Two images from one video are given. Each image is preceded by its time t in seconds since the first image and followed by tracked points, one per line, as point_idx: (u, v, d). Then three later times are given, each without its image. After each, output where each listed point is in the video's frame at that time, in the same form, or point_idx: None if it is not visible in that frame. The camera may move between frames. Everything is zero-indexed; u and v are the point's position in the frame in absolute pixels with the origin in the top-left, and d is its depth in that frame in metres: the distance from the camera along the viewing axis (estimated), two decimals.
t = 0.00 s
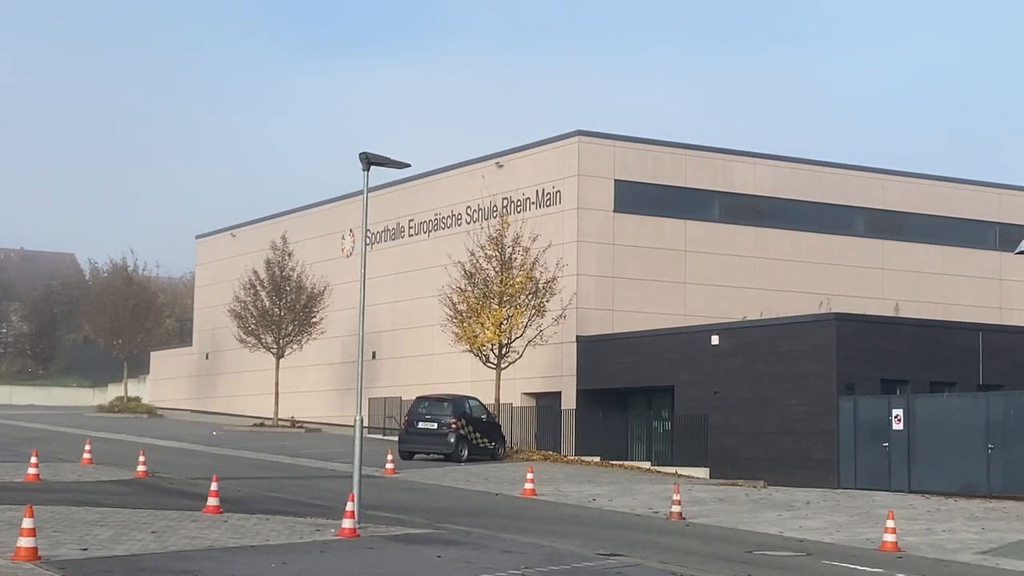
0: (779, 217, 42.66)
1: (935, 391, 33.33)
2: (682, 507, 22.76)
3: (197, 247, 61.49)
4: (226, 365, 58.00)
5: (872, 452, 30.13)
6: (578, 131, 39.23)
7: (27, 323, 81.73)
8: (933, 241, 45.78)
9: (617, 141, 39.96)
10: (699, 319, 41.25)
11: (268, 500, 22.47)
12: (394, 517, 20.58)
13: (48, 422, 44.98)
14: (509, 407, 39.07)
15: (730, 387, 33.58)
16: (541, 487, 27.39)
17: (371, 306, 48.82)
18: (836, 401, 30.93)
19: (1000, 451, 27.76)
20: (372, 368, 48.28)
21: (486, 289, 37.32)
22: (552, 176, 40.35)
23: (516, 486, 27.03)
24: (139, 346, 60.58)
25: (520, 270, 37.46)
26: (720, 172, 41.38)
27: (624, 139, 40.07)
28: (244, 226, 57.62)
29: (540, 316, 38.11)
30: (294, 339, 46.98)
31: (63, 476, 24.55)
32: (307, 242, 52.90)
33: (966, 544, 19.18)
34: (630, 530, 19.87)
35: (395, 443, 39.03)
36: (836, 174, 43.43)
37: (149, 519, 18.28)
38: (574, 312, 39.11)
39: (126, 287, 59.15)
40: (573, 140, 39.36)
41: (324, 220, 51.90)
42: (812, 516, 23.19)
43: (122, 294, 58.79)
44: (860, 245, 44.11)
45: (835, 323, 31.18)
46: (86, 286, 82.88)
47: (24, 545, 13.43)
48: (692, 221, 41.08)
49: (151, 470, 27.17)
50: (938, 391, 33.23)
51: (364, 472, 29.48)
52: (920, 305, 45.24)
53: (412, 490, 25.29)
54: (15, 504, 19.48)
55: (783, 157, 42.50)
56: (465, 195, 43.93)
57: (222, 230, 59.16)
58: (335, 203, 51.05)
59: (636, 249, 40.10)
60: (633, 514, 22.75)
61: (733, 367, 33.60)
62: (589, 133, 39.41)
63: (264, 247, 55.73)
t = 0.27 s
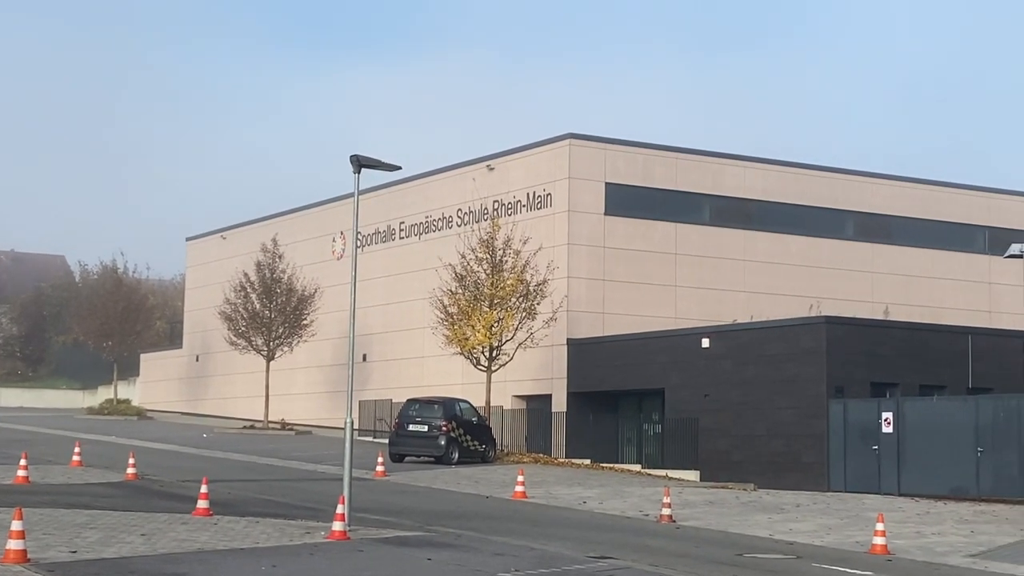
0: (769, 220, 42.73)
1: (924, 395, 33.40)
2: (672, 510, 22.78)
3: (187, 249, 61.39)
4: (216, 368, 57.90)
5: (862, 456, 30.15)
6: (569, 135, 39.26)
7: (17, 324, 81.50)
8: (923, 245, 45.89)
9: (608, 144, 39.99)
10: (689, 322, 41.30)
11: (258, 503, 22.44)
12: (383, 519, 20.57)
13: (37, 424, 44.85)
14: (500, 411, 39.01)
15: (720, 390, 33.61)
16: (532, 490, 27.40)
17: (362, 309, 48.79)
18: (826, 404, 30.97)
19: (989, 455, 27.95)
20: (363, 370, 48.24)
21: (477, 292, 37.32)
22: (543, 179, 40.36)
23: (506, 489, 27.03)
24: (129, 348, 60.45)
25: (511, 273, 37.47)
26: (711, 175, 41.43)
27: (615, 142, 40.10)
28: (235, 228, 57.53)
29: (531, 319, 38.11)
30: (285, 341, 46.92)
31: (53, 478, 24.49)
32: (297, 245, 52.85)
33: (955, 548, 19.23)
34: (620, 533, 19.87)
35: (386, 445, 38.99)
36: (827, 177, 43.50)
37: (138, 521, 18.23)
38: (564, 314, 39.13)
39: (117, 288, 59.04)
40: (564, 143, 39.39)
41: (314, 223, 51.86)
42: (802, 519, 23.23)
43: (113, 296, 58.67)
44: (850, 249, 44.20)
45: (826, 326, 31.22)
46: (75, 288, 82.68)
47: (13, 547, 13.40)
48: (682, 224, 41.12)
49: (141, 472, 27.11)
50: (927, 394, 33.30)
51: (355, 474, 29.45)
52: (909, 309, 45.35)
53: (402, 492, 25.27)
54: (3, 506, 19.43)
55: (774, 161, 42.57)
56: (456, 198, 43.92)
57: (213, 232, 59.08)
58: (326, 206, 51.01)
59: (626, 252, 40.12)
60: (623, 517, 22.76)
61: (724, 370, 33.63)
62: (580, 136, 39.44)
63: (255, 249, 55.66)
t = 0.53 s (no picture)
0: (761, 223, 42.77)
1: (916, 398, 33.44)
2: (664, 513, 22.77)
3: (179, 251, 61.30)
4: (207, 370, 57.80)
5: (854, 459, 30.21)
6: (561, 137, 39.28)
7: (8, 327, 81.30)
8: (915, 248, 45.97)
9: (601, 146, 40.01)
10: (682, 325, 41.32)
11: (249, 505, 22.39)
12: (375, 522, 20.54)
13: (28, 426, 44.74)
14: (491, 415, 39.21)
15: (712, 393, 33.62)
16: (524, 492, 27.38)
17: (354, 311, 48.74)
18: (818, 407, 30.99)
19: (981, 458, 27.96)
20: (355, 372, 48.20)
21: (469, 294, 37.30)
22: (535, 182, 40.37)
23: (498, 491, 27.00)
24: (120, 350, 60.31)
25: (503, 275, 37.46)
26: (703, 178, 41.45)
27: (607, 144, 40.12)
28: (226, 230, 57.46)
29: (523, 322, 38.09)
30: (276, 343, 46.86)
31: (43, 480, 24.42)
32: (289, 247, 52.80)
33: (947, 551, 19.25)
34: (612, 535, 19.86)
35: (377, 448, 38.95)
36: (819, 180, 43.55)
37: (129, 524, 18.18)
38: (556, 317, 39.13)
39: (108, 290, 58.92)
40: (556, 145, 39.41)
41: (306, 225, 51.81)
42: (794, 521, 23.24)
43: (104, 298, 58.56)
44: (842, 252, 44.26)
45: (817, 329, 31.26)
46: (67, 290, 82.50)
47: (3, 550, 13.34)
48: (674, 227, 41.15)
49: (132, 474, 27.05)
50: (919, 398, 33.35)
51: (347, 477, 29.40)
52: (901, 312, 45.42)
53: (393, 495, 25.24)
54: None
55: (766, 164, 42.62)
56: (448, 201, 43.91)
57: (204, 234, 58.99)
58: (318, 208, 50.97)
59: (618, 255, 40.13)
60: (615, 519, 22.75)
61: (716, 373, 33.65)
62: (572, 138, 39.46)
63: (246, 251, 55.59)
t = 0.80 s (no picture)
0: (754, 226, 42.81)
1: (908, 401, 33.49)
2: (656, 516, 22.79)
3: (171, 253, 61.21)
4: (199, 372, 57.72)
5: (846, 462, 30.24)
6: (554, 140, 39.30)
7: None
8: (907, 251, 46.05)
9: (593, 149, 40.03)
10: (674, 328, 41.34)
11: (241, 508, 22.35)
12: (367, 525, 20.52)
13: (19, 428, 44.65)
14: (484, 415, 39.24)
15: (705, 396, 33.64)
16: (516, 495, 27.37)
17: (346, 313, 48.71)
18: (810, 410, 31.01)
19: (972, 461, 28.02)
20: (347, 375, 48.16)
21: (461, 297, 37.30)
22: (528, 184, 40.38)
23: (490, 494, 27.00)
24: (112, 352, 60.21)
25: (496, 278, 37.45)
26: (696, 181, 41.49)
27: (600, 147, 40.14)
28: (219, 232, 57.37)
29: (516, 324, 38.08)
30: (268, 346, 46.79)
31: (35, 482, 24.37)
32: (281, 249, 52.76)
33: (938, 554, 19.28)
34: (604, 538, 19.86)
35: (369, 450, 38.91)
36: (811, 184, 43.62)
37: (121, 526, 18.14)
38: (549, 319, 39.14)
39: (100, 292, 58.81)
40: (549, 148, 39.43)
41: (299, 227, 51.76)
42: (786, 525, 23.25)
43: (96, 300, 58.45)
44: (834, 255, 44.32)
45: (810, 332, 31.29)
46: (58, 292, 82.36)
47: None
48: (667, 230, 41.17)
49: (124, 477, 27.00)
50: (911, 401, 33.40)
51: (339, 479, 29.38)
52: (893, 315, 45.49)
53: (386, 498, 25.22)
54: None
55: (758, 167, 42.66)
56: (441, 203, 43.90)
57: (196, 236, 58.91)
58: (311, 210, 50.91)
59: (611, 257, 40.15)
60: (607, 522, 22.76)
61: (708, 376, 33.67)
62: (565, 141, 39.48)
63: (239, 253, 55.53)
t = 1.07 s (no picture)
0: (747, 229, 42.86)
1: (901, 405, 33.53)
2: (649, 519, 22.80)
3: (164, 255, 61.15)
4: (192, 374, 57.66)
5: (838, 465, 30.28)
6: (548, 143, 39.32)
7: None
8: (900, 254, 46.13)
9: (587, 152, 40.06)
10: (667, 331, 41.36)
11: (233, 510, 22.33)
12: (359, 527, 20.50)
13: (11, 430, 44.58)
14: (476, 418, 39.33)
15: (697, 399, 33.66)
16: (508, 497, 27.36)
17: (339, 315, 48.67)
18: (802, 413, 31.04)
19: (964, 464, 28.09)
20: (340, 377, 48.13)
21: (454, 299, 37.30)
22: (521, 187, 40.39)
23: (483, 497, 26.99)
24: (104, 354, 60.14)
25: (489, 280, 37.45)
26: (689, 184, 41.52)
27: (594, 150, 40.17)
28: (212, 234, 57.34)
29: (509, 327, 38.09)
30: (261, 348, 46.76)
31: (26, 484, 24.33)
32: (274, 251, 52.71)
33: (930, 557, 19.30)
34: (596, 541, 19.86)
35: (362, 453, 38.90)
36: (804, 187, 43.67)
37: (112, 528, 18.11)
38: (542, 322, 39.16)
39: (92, 294, 58.75)
40: (542, 151, 39.46)
41: (292, 229, 51.73)
42: (778, 528, 23.28)
43: (88, 302, 58.39)
44: (827, 258, 44.38)
45: (802, 335, 31.32)
46: (50, 294, 82.23)
47: None
48: (660, 233, 41.20)
49: (115, 479, 26.96)
50: (903, 404, 33.44)
51: (331, 481, 29.36)
52: (886, 318, 45.56)
53: (378, 500, 25.20)
54: None
55: (751, 170, 42.71)
56: (434, 206, 43.90)
57: (189, 238, 58.86)
58: (304, 212, 50.87)
59: (604, 260, 40.17)
60: (599, 525, 22.76)
61: (701, 379, 33.70)
62: (559, 144, 39.50)
63: (232, 255, 55.48)
